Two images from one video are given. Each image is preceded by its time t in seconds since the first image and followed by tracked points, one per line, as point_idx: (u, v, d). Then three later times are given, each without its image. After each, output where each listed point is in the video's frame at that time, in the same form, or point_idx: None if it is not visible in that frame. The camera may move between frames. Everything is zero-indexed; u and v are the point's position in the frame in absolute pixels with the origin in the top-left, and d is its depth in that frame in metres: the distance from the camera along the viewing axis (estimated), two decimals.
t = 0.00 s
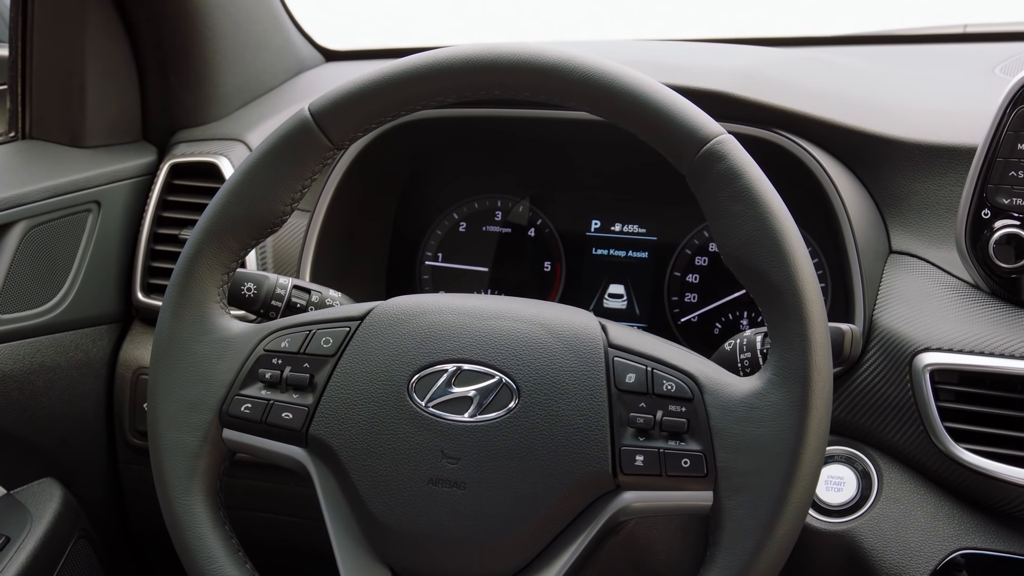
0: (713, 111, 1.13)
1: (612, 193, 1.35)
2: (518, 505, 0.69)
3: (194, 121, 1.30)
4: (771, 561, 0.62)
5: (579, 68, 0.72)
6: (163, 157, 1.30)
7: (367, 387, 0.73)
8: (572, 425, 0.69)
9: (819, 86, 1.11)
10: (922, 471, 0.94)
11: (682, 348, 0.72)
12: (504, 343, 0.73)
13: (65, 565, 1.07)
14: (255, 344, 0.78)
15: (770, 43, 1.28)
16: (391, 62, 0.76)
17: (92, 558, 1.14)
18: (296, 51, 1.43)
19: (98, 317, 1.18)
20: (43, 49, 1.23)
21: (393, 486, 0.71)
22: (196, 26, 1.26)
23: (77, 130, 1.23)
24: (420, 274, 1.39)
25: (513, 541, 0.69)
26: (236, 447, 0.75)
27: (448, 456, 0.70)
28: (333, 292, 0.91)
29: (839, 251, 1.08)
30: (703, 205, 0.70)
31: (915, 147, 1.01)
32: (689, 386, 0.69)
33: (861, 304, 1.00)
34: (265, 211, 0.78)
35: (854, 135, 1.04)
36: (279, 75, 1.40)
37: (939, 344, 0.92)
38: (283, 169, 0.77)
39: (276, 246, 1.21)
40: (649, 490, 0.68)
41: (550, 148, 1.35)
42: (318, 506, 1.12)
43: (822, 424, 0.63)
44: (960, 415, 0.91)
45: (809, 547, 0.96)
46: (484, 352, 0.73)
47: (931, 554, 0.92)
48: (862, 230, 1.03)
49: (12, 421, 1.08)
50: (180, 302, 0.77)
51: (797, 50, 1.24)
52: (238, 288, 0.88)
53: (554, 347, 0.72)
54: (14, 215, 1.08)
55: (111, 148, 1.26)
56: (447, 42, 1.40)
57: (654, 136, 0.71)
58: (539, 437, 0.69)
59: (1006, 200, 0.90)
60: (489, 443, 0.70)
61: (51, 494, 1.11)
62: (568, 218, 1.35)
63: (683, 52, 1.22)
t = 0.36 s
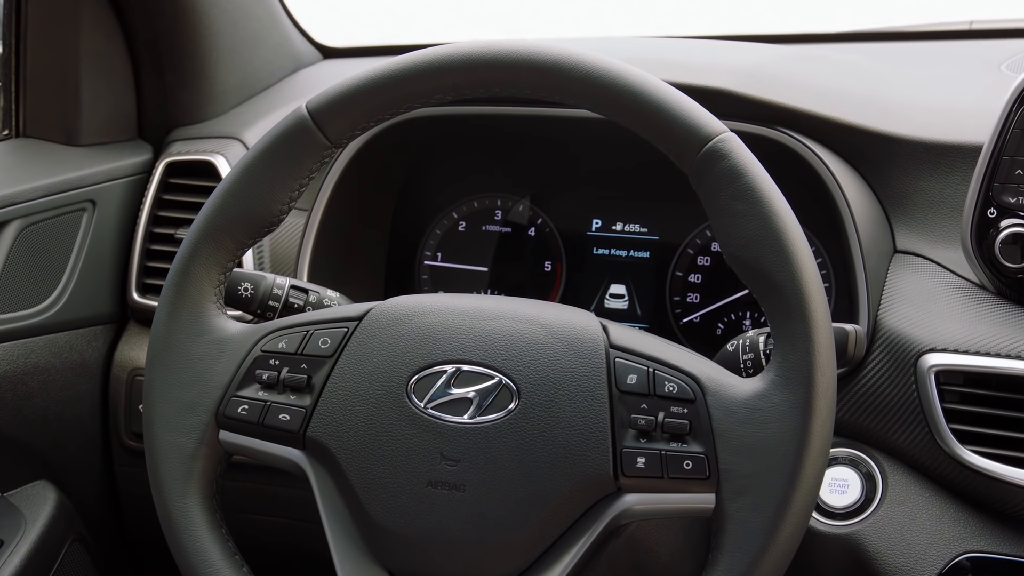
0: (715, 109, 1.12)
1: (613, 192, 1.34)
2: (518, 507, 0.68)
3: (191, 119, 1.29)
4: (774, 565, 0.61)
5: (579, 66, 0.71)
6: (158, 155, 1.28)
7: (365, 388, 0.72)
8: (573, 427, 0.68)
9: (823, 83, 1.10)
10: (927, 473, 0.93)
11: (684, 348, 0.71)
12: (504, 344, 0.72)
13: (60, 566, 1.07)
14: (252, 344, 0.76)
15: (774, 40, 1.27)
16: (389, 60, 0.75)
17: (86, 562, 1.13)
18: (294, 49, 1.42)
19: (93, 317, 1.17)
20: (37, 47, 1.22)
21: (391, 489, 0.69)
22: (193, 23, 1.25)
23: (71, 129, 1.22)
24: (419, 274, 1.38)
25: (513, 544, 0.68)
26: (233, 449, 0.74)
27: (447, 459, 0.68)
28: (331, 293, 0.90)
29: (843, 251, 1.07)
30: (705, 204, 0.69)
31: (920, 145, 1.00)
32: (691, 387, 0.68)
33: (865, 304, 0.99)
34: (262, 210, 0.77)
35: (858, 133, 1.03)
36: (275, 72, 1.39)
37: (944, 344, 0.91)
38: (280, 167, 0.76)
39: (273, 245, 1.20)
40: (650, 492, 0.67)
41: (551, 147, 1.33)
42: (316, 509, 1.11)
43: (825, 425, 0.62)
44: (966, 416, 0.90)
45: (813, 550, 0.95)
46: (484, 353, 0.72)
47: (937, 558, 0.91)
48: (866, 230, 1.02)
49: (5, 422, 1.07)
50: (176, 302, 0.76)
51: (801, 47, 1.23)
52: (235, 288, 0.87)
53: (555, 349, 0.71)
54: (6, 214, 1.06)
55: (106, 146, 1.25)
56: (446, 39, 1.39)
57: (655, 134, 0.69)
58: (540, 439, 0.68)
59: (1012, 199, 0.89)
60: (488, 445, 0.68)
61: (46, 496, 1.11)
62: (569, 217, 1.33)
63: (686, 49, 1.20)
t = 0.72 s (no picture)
0: (717, 107, 1.11)
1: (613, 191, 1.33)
2: (518, 510, 0.67)
3: (188, 117, 1.28)
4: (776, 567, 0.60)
5: (579, 64, 0.70)
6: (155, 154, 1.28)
7: (364, 390, 0.71)
8: (574, 429, 0.67)
9: (827, 81, 1.09)
10: (931, 475, 0.92)
11: (686, 349, 0.70)
12: (504, 344, 0.71)
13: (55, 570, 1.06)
14: (249, 345, 0.76)
15: (777, 37, 1.26)
16: (388, 58, 0.74)
17: (82, 565, 1.12)
18: (292, 47, 1.41)
19: (90, 318, 1.17)
20: (33, 45, 1.21)
21: (390, 491, 0.68)
22: (190, 20, 1.24)
23: (67, 127, 1.21)
24: (418, 274, 1.37)
25: (513, 548, 0.67)
26: (230, 450, 0.73)
27: (447, 460, 0.68)
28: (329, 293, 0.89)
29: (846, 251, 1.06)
30: (707, 203, 0.68)
31: (924, 144, 0.99)
32: (693, 388, 0.67)
33: (869, 304, 0.98)
34: (260, 209, 0.76)
35: (862, 131, 1.03)
36: (273, 70, 1.38)
37: (948, 346, 0.90)
38: (278, 166, 0.75)
39: (271, 245, 1.19)
40: (651, 494, 0.66)
41: (551, 146, 1.33)
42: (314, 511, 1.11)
43: (828, 427, 0.61)
44: (971, 418, 0.89)
45: (816, 552, 0.94)
46: (484, 354, 0.71)
47: (942, 561, 0.90)
48: (870, 229, 1.01)
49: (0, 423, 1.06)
50: (173, 302, 0.75)
51: (804, 45, 1.22)
52: (232, 288, 0.86)
53: (556, 350, 0.70)
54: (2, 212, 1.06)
55: (102, 145, 1.24)
56: (446, 37, 1.38)
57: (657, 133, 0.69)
58: (541, 441, 0.67)
59: (1017, 198, 0.88)
60: (488, 447, 0.68)
61: (40, 498, 1.09)
62: (569, 217, 1.32)
63: (687, 47, 1.19)
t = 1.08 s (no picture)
0: (719, 104, 1.10)
1: (614, 189, 1.32)
2: (518, 513, 0.66)
3: (183, 115, 1.27)
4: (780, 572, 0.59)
5: (580, 61, 0.69)
6: (151, 152, 1.26)
7: (362, 391, 0.70)
8: (575, 431, 0.66)
9: (832, 79, 1.08)
10: (936, 477, 0.91)
11: (688, 350, 0.69)
12: (504, 345, 0.70)
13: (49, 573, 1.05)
14: (247, 346, 0.74)
15: (780, 34, 1.24)
16: (386, 55, 0.73)
17: (76, 568, 1.11)
18: (289, 43, 1.39)
19: (84, 318, 1.16)
20: (28, 42, 1.21)
21: (387, 493, 0.67)
22: (186, 17, 1.23)
23: (61, 125, 1.20)
24: (417, 274, 1.36)
25: (512, 551, 0.66)
26: (226, 452, 0.72)
27: (446, 462, 0.66)
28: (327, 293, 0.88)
29: (850, 250, 1.05)
30: (709, 202, 0.66)
31: (930, 142, 0.98)
32: (695, 389, 0.66)
33: (873, 305, 0.97)
34: (257, 208, 0.75)
35: (867, 129, 1.01)
36: (270, 67, 1.37)
37: (953, 346, 0.89)
38: (275, 165, 0.74)
39: (268, 244, 1.18)
40: (653, 496, 0.65)
41: (552, 144, 1.32)
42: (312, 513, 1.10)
43: (832, 429, 0.60)
44: (976, 419, 0.88)
45: (819, 555, 0.93)
46: (484, 354, 0.70)
47: (947, 564, 0.89)
48: (874, 229, 1.00)
49: None
50: (168, 302, 0.74)
51: (808, 42, 1.21)
52: (229, 288, 0.85)
53: (557, 351, 0.69)
54: None
55: (97, 143, 1.23)
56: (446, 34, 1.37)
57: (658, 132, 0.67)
58: (542, 443, 0.66)
59: None
60: (488, 449, 0.66)
61: (35, 502, 1.09)
62: (570, 216, 1.31)
63: (689, 44, 1.18)
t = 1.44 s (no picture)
0: (722, 102, 1.09)
1: (616, 188, 1.30)
2: (518, 517, 0.64)
3: (178, 113, 1.25)
4: None
5: (580, 57, 0.67)
6: (144, 150, 1.25)
7: (359, 392, 0.69)
8: (576, 433, 0.65)
9: (837, 75, 1.07)
10: (942, 480, 0.90)
11: (690, 351, 0.67)
12: (505, 346, 0.68)
13: None
14: (242, 346, 0.73)
15: (784, 30, 1.23)
16: (384, 51, 0.72)
17: (68, 573, 1.10)
18: (285, 40, 1.38)
19: (77, 319, 1.14)
20: (20, 39, 1.20)
21: (384, 496, 0.66)
22: (181, 14, 1.22)
23: (54, 123, 1.19)
24: (415, 274, 1.34)
25: (512, 557, 0.64)
26: (222, 455, 0.71)
27: (445, 465, 0.65)
28: (325, 293, 0.86)
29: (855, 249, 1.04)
30: (712, 201, 0.65)
31: (936, 140, 0.97)
32: (698, 390, 0.64)
33: (879, 306, 0.96)
34: (253, 207, 0.73)
35: (873, 126, 1.00)
36: (266, 64, 1.35)
37: (960, 347, 0.87)
38: (272, 163, 0.73)
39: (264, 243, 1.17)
40: (654, 499, 0.64)
41: (552, 142, 1.30)
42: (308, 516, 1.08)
43: (837, 431, 0.59)
44: (984, 421, 0.86)
45: (824, 559, 0.91)
46: (484, 356, 0.68)
47: (953, 569, 0.87)
48: (880, 227, 0.99)
49: None
50: (163, 303, 0.72)
51: (812, 38, 1.19)
52: (224, 288, 0.83)
53: (559, 352, 0.67)
54: None
55: (90, 141, 1.22)
56: (445, 31, 1.35)
57: (660, 129, 0.66)
58: (544, 446, 0.65)
59: None
60: (489, 452, 0.65)
61: (27, 505, 1.07)
62: (571, 215, 1.30)
63: (692, 40, 1.17)
